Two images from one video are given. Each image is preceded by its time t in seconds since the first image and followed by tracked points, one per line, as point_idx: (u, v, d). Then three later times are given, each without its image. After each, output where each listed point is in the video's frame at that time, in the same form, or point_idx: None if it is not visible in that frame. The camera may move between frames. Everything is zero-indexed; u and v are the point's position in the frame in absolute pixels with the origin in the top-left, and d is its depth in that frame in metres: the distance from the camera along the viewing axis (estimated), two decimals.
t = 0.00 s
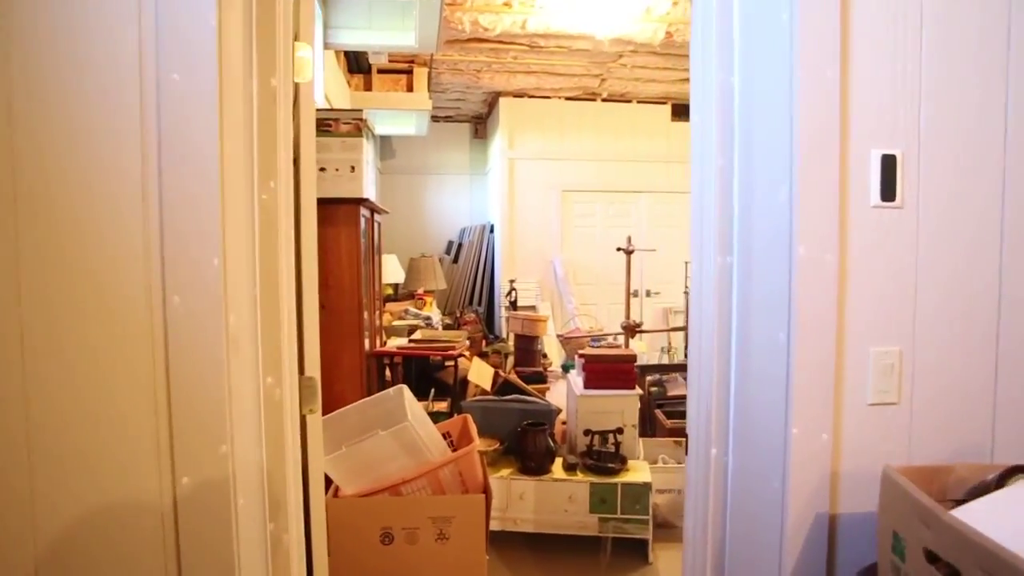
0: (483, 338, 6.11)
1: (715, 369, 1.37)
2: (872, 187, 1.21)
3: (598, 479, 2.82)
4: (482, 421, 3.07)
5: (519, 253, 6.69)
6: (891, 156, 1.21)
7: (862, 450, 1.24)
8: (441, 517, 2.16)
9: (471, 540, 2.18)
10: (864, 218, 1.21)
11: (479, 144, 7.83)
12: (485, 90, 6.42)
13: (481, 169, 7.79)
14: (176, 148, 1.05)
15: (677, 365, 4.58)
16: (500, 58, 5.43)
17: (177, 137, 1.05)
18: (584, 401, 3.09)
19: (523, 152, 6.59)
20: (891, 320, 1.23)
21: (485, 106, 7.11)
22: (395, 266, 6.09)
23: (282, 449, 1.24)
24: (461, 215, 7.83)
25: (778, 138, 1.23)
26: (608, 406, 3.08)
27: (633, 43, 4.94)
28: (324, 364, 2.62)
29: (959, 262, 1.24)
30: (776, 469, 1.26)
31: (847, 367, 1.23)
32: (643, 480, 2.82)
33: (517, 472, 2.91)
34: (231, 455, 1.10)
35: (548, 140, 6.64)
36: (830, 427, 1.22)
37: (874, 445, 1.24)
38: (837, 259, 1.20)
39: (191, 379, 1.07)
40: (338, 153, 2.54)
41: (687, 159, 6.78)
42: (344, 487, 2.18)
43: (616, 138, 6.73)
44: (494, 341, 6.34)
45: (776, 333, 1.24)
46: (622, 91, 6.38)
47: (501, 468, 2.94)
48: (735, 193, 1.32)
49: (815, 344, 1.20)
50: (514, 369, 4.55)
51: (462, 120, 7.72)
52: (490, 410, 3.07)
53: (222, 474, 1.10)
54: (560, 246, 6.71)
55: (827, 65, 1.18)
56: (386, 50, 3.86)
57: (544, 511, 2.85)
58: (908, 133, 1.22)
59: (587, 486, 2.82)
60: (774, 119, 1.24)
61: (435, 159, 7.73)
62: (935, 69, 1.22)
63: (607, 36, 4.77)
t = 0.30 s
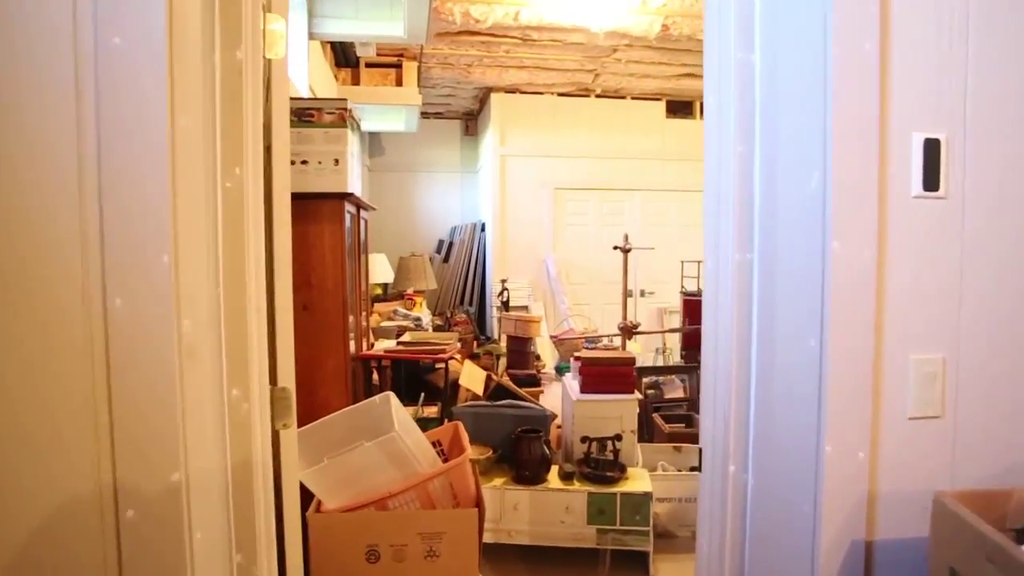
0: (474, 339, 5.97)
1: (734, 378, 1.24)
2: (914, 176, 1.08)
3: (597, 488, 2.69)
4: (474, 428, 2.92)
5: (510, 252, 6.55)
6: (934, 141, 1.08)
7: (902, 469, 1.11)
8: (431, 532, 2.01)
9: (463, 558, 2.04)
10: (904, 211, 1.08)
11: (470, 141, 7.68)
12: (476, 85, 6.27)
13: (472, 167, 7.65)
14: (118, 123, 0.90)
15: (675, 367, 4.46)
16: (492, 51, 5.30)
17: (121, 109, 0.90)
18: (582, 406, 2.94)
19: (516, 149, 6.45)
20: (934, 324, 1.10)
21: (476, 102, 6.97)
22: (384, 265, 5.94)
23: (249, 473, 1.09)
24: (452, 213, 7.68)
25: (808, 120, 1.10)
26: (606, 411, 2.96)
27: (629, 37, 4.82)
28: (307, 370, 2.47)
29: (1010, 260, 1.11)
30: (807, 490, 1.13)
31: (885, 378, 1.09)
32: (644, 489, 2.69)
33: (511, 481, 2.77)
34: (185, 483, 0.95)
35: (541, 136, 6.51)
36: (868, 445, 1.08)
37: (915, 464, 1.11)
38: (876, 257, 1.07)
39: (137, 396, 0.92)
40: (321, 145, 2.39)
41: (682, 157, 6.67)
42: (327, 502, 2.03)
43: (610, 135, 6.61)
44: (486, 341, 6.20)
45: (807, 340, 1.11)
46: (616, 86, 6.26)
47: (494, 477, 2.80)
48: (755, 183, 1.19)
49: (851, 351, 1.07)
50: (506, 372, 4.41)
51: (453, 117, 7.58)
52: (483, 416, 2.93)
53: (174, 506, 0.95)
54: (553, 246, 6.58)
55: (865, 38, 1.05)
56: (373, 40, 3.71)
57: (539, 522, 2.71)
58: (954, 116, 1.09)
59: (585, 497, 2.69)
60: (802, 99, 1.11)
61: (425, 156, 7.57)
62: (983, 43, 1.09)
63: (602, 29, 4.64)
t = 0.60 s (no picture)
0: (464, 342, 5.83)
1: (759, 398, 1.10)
2: (973, 172, 0.94)
3: (596, 503, 2.56)
4: (465, 439, 2.78)
5: (501, 253, 6.40)
6: (997, 130, 0.95)
7: (957, 504, 0.97)
8: (420, 555, 1.87)
9: None
10: (961, 211, 0.95)
11: (460, 139, 7.53)
12: (467, 82, 6.13)
13: (462, 165, 7.50)
14: (40, 100, 0.74)
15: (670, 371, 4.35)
16: (483, 46, 5.16)
17: (46, 83, 0.74)
18: (579, 414, 2.83)
19: (507, 147, 6.30)
20: (994, 339, 0.97)
21: (467, 98, 6.83)
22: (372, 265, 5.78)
23: (209, 514, 0.95)
24: (441, 213, 7.53)
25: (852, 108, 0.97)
26: (604, 420, 2.84)
27: (625, 31, 4.70)
28: (287, 379, 2.31)
29: None
30: (848, 528, 0.99)
31: (940, 401, 0.96)
32: (645, 504, 2.55)
33: (504, 495, 2.63)
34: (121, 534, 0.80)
35: (533, 135, 6.36)
36: (920, 477, 0.95)
37: (970, 497, 0.98)
38: (931, 263, 0.93)
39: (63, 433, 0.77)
40: (302, 138, 2.24)
41: (676, 156, 6.58)
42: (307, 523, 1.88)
43: (603, 133, 6.48)
44: (476, 344, 6.05)
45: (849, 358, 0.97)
46: (610, 83, 6.14)
47: (487, 491, 2.65)
48: (786, 180, 1.06)
49: (903, 372, 0.93)
50: (498, 377, 4.28)
51: (443, 114, 7.45)
52: (475, 426, 2.78)
53: (109, 562, 0.80)
54: (545, 246, 6.45)
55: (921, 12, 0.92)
56: (360, 31, 3.55)
57: (534, 539, 2.57)
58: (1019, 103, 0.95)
59: (583, 512, 2.55)
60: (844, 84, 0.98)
61: (414, 154, 7.41)
62: None
63: (598, 22, 4.51)
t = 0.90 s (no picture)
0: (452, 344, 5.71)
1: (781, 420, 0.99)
2: None
3: (591, 516, 2.45)
4: (454, 448, 2.66)
5: (491, 254, 6.27)
6: None
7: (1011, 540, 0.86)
8: None
9: None
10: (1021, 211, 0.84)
11: (448, 137, 7.41)
12: (456, 79, 6.01)
13: (451, 165, 7.37)
14: None
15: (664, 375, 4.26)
16: (473, 42, 5.04)
17: None
18: (572, 422, 2.72)
19: (497, 146, 6.18)
20: None
21: (455, 96, 6.72)
22: (359, 266, 5.64)
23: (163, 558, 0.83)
24: (430, 213, 7.39)
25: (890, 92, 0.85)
26: (598, 428, 2.74)
27: (618, 28, 4.60)
28: (266, 389, 2.18)
29: None
30: (885, 568, 0.89)
31: (995, 426, 0.84)
32: (642, 516, 2.44)
33: (495, 507, 2.51)
34: None
35: (523, 134, 6.25)
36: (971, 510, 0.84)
37: None
38: (986, 269, 0.82)
39: None
40: (282, 132, 2.11)
41: (668, 155, 6.50)
42: (286, 543, 1.75)
43: (595, 132, 6.38)
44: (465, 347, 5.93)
45: (890, 374, 0.86)
46: (601, 81, 6.05)
47: (477, 504, 2.53)
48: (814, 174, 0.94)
49: (955, 392, 0.82)
50: (488, 381, 4.16)
51: (431, 112, 7.33)
52: (464, 436, 2.65)
53: None
54: (535, 247, 6.33)
55: None
56: (345, 24, 3.43)
57: (527, 554, 2.45)
58: None
59: (578, 525, 2.44)
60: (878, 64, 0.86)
61: (401, 153, 7.27)
62: None
63: (591, 18, 4.40)
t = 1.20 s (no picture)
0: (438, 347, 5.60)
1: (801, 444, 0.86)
2: None
3: (583, 527, 2.36)
4: (441, 457, 2.56)
5: (477, 256, 6.17)
6: None
7: None
8: None
9: None
10: None
11: (434, 136, 7.30)
12: (442, 76, 5.90)
13: (437, 164, 7.27)
14: None
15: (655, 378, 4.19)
16: (460, 39, 4.95)
17: None
18: (562, 429, 2.64)
19: (483, 145, 6.08)
20: None
21: (441, 95, 6.61)
22: (342, 267, 5.51)
23: None
24: (415, 213, 7.28)
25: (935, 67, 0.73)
26: (589, 434, 2.66)
27: (608, 25, 4.53)
28: (242, 396, 2.07)
29: None
30: None
31: None
32: (636, 527, 2.36)
33: (483, 518, 2.41)
34: None
35: (510, 133, 6.16)
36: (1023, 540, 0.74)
37: None
38: None
39: None
40: (259, 125, 2.00)
41: (656, 155, 6.45)
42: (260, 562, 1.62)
43: (583, 132, 6.30)
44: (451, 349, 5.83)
45: (928, 392, 0.75)
46: (589, 80, 5.98)
47: (464, 514, 2.43)
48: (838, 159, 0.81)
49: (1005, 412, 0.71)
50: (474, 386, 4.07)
51: (416, 110, 7.21)
52: (451, 443, 2.55)
53: None
54: (522, 247, 6.24)
55: None
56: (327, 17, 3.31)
57: (517, 566, 2.36)
58: None
59: (569, 537, 2.35)
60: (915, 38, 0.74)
61: (386, 152, 7.15)
62: None
63: (580, 14, 4.33)
